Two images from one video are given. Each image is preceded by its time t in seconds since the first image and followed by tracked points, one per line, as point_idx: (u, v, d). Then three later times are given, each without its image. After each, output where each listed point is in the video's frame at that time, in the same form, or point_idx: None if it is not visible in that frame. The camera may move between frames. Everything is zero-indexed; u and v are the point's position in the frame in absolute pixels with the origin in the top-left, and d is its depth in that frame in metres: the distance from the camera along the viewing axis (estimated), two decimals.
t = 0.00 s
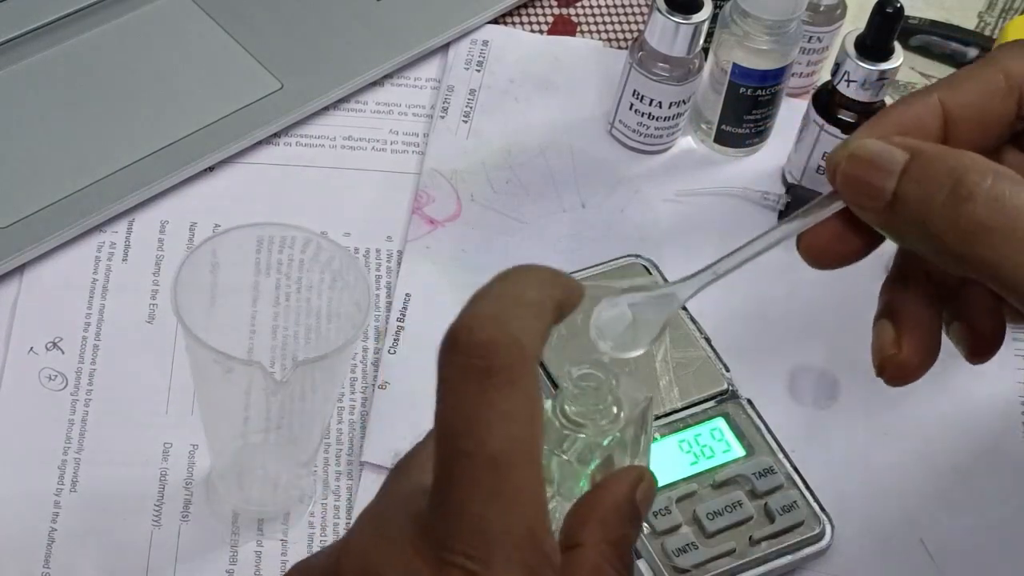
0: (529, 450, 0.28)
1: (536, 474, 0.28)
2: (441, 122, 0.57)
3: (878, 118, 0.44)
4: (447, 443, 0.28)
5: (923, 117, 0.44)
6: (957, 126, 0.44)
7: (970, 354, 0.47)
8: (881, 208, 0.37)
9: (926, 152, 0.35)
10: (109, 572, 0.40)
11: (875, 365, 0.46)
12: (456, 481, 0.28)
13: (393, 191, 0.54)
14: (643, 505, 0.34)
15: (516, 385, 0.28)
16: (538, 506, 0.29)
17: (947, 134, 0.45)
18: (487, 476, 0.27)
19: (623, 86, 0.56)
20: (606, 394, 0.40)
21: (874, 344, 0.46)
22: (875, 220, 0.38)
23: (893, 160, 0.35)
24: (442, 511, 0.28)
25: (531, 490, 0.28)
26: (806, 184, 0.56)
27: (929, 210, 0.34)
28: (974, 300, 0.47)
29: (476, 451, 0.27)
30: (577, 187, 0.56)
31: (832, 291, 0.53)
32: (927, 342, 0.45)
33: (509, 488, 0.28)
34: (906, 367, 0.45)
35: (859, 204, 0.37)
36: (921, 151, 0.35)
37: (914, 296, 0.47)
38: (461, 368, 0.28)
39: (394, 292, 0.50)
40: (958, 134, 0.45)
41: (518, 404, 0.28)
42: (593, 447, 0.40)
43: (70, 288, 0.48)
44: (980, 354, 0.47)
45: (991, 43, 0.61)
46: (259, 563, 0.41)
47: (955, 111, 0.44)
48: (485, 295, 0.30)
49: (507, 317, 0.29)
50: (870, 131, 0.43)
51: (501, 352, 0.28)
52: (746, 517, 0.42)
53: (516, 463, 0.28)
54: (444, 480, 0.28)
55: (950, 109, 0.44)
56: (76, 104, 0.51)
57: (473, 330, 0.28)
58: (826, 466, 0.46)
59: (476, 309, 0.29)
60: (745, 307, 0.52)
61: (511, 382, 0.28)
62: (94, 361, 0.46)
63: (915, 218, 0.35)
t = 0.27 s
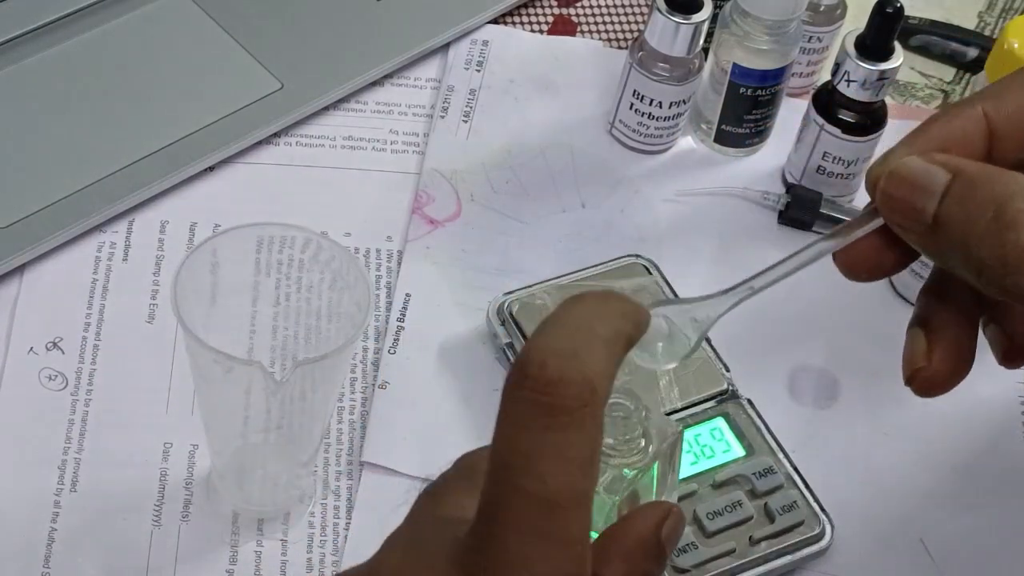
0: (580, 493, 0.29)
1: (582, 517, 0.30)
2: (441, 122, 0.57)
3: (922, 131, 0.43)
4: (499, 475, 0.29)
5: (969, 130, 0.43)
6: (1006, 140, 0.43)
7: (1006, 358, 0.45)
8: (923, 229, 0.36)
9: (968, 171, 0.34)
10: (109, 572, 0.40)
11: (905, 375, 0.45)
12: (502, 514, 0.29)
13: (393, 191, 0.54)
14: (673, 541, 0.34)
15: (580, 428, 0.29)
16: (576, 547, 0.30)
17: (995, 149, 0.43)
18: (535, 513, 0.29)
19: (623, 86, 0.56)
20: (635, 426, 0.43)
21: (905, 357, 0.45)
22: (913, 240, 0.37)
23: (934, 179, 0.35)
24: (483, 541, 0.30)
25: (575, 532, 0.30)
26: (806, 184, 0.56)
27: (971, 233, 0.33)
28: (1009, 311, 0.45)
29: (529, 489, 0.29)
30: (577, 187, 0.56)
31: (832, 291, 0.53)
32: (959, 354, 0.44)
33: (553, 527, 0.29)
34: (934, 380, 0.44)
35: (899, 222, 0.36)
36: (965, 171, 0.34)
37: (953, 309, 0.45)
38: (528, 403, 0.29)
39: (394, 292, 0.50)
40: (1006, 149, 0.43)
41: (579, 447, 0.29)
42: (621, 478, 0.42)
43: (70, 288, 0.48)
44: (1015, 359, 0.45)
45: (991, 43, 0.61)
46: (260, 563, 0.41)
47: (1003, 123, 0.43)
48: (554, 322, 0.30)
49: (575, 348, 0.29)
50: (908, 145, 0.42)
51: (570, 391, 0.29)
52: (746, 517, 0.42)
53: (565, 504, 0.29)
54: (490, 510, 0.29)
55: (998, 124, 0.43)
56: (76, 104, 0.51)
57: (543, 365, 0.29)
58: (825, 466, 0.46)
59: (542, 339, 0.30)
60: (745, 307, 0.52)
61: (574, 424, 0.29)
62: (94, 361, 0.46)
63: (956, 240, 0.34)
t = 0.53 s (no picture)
0: (592, 503, 0.29)
1: (593, 527, 0.29)
2: (441, 122, 0.57)
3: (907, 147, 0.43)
4: (512, 479, 0.29)
5: (954, 144, 0.43)
6: (992, 151, 0.43)
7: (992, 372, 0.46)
8: (911, 247, 0.35)
9: (955, 187, 0.34)
10: (109, 572, 0.40)
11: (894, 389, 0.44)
12: (513, 520, 0.28)
13: (393, 191, 0.54)
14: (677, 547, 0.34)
15: (595, 437, 0.28)
16: (585, 558, 0.29)
17: (981, 160, 0.44)
18: (547, 520, 0.28)
19: (623, 86, 0.56)
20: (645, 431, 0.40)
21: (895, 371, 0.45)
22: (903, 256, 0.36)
23: (922, 194, 0.34)
24: (493, 547, 0.29)
25: (584, 542, 0.29)
26: (806, 184, 0.56)
27: (962, 250, 0.33)
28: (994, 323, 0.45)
29: (542, 495, 0.28)
30: (577, 187, 0.56)
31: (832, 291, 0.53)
32: (948, 368, 0.43)
33: (564, 535, 0.28)
34: (925, 393, 0.43)
35: (887, 239, 0.36)
36: (952, 186, 0.34)
37: (943, 322, 0.45)
38: (545, 411, 0.28)
39: (394, 292, 0.50)
40: (992, 160, 0.44)
41: (593, 456, 0.28)
42: (630, 483, 0.39)
43: (70, 288, 0.48)
44: (1002, 372, 0.46)
45: (991, 43, 0.61)
46: (260, 563, 0.41)
47: (987, 135, 0.43)
48: (573, 336, 0.30)
49: (592, 355, 0.29)
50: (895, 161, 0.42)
51: (586, 400, 0.28)
52: (746, 517, 0.42)
53: (579, 511, 0.28)
54: (501, 516, 0.29)
55: (983, 137, 0.43)
56: (76, 104, 0.51)
57: (560, 371, 0.29)
58: (825, 465, 0.46)
59: (562, 350, 0.30)
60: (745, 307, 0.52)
61: (590, 433, 0.28)
62: (94, 361, 0.46)
63: (946, 256, 0.34)
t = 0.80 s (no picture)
0: (596, 505, 0.28)
1: (595, 530, 0.28)
2: (441, 122, 0.57)
3: (898, 166, 0.44)
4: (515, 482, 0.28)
5: (945, 161, 0.43)
6: (984, 167, 0.43)
7: (977, 386, 0.46)
8: (902, 267, 0.35)
9: (944, 205, 0.34)
10: (109, 572, 0.40)
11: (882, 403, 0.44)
12: (516, 524, 0.28)
13: (393, 191, 0.54)
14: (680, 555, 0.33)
15: (597, 439, 0.28)
16: (589, 561, 0.29)
17: (973, 178, 0.44)
18: (551, 521, 0.28)
19: (623, 86, 0.56)
20: (654, 442, 0.40)
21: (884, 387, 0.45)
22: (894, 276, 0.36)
23: (911, 213, 0.34)
24: (496, 549, 0.28)
25: (588, 544, 0.28)
26: (806, 184, 0.56)
27: (950, 269, 0.33)
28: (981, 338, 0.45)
29: (545, 497, 0.28)
30: (577, 186, 0.56)
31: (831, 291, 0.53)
32: (936, 382, 0.43)
33: (567, 537, 0.28)
34: (911, 406, 0.43)
35: (878, 260, 0.36)
36: (941, 204, 0.34)
37: (931, 338, 0.45)
38: (547, 414, 0.28)
39: (394, 292, 0.50)
40: (984, 177, 0.44)
41: (595, 458, 0.28)
42: (639, 493, 0.40)
43: (70, 288, 0.48)
44: (985, 386, 0.46)
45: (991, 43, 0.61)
46: (259, 562, 0.41)
47: (982, 155, 0.43)
48: (577, 343, 0.30)
49: (596, 360, 0.29)
50: (886, 181, 0.43)
51: (590, 403, 0.28)
52: (746, 517, 0.42)
53: (583, 514, 0.28)
54: (504, 521, 0.28)
55: (977, 158, 0.43)
56: (76, 103, 0.51)
57: (564, 375, 0.28)
58: (825, 465, 0.46)
59: (566, 355, 0.29)
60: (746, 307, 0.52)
61: (592, 436, 0.28)
62: (94, 361, 0.46)
63: (936, 276, 0.34)
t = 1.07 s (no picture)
0: (604, 510, 0.28)
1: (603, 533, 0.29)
2: (441, 122, 0.57)
3: (907, 168, 0.44)
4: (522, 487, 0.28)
5: (955, 165, 0.43)
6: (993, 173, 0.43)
7: (984, 386, 0.45)
8: (911, 271, 0.35)
9: (953, 209, 0.34)
10: (109, 572, 0.40)
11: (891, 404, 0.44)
12: (524, 529, 0.28)
13: (393, 191, 0.54)
14: (688, 561, 0.33)
15: (604, 446, 0.28)
16: (597, 565, 0.29)
17: (983, 183, 0.44)
18: (559, 528, 0.28)
19: (623, 85, 0.56)
20: (666, 450, 0.40)
21: (891, 390, 0.44)
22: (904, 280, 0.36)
23: (921, 217, 0.34)
24: (505, 554, 0.29)
25: (596, 548, 0.29)
26: (806, 184, 0.56)
27: (959, 273, 0.33)
28: (987, 341, 0.44)
29: (554, 502, 0.28)
30: (577, 186, 0.56)
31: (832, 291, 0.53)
32: (942, 386, 0.43)
33: (575, 542, 0.28)
34: (921, 407, 0.43)
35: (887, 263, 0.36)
36: (951, 208, 0.34)
37: (940, 340, 0.45)
38: (555, 419, 0.28)
39: (394, 292, 0.50)
40: (994, 183, 0.43)
41: (604, 463, 0.28)
42: (651, 500, 0.39)
43: (70, 288, 0.48)
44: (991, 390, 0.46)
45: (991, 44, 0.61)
46: (260, 562, 0.41)
47: (991, 160, 0.43)
48: (590, 347, 0.29)
49: (605, 368, 0.29)
50: (896, 184, 0.42)
51: (599, 408, 0.28)
52: (746, 517, 0.42)
53: (591, 519, 0.28)
54: (512, 524, 0.28)
55: (988, 160, 0.43)
56: (76, 104, 0.51)
57: (574, 381, 0.28)
58: (825, 465, 0.46)
59: (577, 359, 0.29)
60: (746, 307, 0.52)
61: (601, 442, 0.28)
62: (95, 361, 0.46)
63: (945, 280, 0.34)
